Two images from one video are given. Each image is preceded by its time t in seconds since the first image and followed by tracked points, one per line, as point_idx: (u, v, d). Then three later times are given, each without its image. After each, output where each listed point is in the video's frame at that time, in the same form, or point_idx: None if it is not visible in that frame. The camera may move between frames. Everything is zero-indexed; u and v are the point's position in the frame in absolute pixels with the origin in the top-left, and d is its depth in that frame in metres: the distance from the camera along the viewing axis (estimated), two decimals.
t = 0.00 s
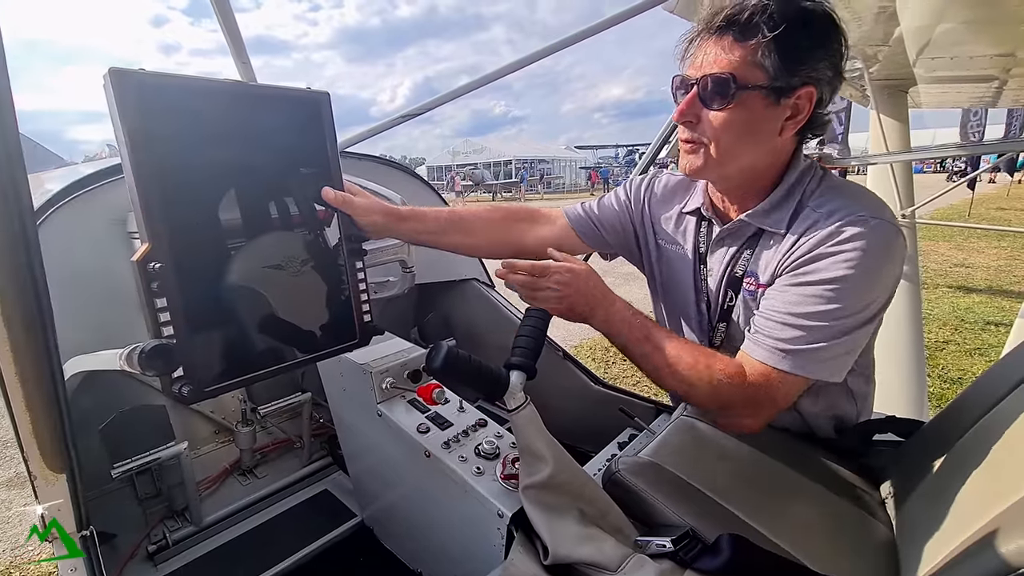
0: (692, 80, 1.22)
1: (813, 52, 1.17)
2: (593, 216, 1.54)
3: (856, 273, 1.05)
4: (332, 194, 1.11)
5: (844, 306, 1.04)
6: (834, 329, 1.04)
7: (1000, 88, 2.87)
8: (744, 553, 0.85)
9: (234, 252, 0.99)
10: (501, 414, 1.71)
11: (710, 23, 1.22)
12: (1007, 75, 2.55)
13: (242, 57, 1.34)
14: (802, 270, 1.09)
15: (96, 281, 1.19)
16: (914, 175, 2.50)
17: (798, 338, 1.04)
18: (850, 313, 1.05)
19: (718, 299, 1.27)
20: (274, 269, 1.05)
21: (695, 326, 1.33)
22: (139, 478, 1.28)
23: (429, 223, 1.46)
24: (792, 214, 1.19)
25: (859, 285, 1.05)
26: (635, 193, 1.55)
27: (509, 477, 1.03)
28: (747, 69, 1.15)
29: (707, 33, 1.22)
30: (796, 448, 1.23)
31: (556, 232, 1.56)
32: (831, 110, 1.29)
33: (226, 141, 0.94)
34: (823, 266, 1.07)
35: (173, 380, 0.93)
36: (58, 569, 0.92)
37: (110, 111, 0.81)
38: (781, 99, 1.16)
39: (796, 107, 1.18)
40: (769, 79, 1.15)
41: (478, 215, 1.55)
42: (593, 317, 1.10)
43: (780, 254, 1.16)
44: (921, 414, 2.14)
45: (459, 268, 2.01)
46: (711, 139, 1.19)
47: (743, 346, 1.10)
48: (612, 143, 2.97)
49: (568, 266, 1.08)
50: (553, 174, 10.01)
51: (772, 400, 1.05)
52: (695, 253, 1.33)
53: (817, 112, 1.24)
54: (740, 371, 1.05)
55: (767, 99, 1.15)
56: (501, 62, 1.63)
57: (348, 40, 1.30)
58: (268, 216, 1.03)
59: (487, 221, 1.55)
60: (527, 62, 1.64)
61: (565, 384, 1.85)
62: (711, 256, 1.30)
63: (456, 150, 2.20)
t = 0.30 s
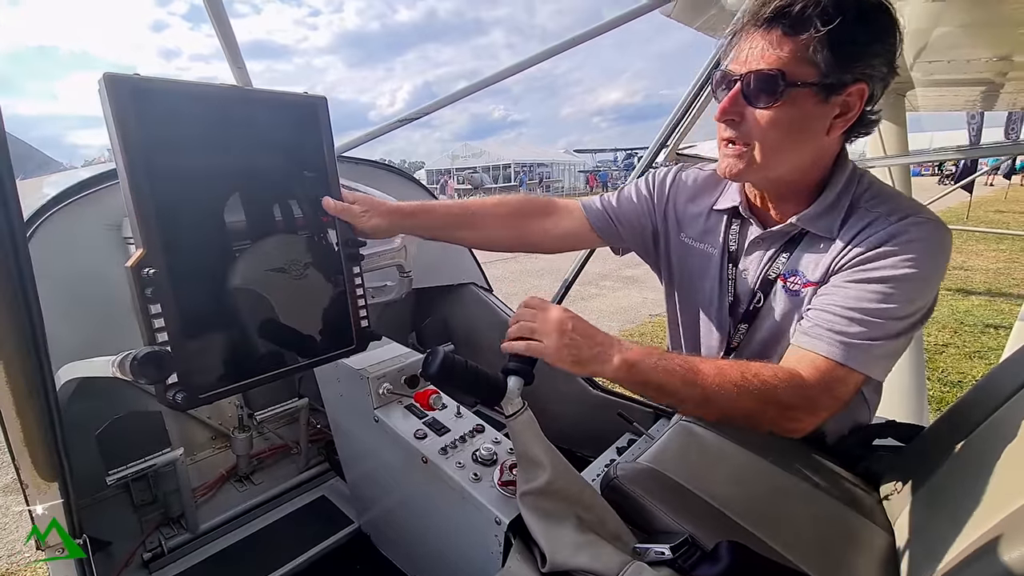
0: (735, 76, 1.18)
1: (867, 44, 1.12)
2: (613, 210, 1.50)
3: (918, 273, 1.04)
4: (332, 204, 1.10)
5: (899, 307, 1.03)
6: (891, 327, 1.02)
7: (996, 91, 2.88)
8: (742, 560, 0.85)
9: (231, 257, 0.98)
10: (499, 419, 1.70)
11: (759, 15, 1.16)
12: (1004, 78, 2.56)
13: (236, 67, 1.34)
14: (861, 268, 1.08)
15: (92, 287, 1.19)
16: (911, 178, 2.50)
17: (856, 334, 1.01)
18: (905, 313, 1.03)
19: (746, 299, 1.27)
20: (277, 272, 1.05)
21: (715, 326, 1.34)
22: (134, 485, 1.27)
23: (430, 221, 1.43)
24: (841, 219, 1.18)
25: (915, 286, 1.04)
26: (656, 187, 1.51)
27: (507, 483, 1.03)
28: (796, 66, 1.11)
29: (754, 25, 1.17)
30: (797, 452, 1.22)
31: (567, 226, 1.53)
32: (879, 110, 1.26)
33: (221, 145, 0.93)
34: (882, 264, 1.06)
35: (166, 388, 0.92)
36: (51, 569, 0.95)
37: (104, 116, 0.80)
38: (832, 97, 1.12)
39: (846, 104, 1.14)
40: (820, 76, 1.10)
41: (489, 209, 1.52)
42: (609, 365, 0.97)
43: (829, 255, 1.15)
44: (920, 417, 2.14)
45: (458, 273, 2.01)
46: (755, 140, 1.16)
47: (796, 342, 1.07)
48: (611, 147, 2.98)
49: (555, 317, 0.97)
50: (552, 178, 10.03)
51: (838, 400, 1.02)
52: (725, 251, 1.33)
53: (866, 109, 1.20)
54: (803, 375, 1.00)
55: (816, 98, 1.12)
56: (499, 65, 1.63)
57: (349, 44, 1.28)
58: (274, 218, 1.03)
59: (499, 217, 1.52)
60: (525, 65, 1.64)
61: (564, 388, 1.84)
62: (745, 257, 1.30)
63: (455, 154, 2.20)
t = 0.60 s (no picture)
0: (763, 86, 1.19)
1: (900, 62, 1.14)
2: (626, 218, 1.52)
3: (925, 298, 1.05)
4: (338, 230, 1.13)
5: (900, 329, 1.04)
6: (889, 349, 1.04)
7: (990, 97, 2.91)
8: (741, 565, 0.85)
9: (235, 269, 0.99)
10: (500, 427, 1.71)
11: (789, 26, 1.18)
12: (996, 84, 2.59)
13: (243, 80, 1.37)
14: (868, 289, 1.09)
15: (98, 299, 1.20)
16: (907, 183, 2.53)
17: (854, 352, 1.03)
18: (907, 335, 1.05)
19: (753, 310, 1.29)
20: (275, 281, 1.07)
21: (718, 336, 1.35)
22: (138, 495, 1.28)
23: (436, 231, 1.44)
24: (859, 235, 1.19)
25: (920, 310, 1.05)
26: (670, 195, 1.53)
27: (508, 491, 1.04)
28: (828, 78, 1.12)
29: (785, 36, 1.19)
30: (794, 458, 1.24)
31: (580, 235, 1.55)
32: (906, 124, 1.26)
33: (227, 161, 0.95)
34: (886, 287, 1.07)
35: (174, 399, 0.93)
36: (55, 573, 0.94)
37: (116, 135, 0.82)
38: (862, 111, 1.14)
39: (875, 119, 1.16)
40: (851, 90, 1.12)
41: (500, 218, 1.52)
42: (592, 375, 0.99)
43: (841, 271, 1.17)
44: (918, 422, 2.15)
45: (458, 281, 2.03)
46: (779, 150, 1.18)
47: (787, 350, 1.10)
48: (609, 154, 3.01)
49: (539, 327, 0.99)
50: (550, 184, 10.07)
51: (817, 409, 1.05)
52: (738, 262, 1.35)
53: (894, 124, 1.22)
54: (778, 386, 1.04)
55: (847, 111, 1.13)
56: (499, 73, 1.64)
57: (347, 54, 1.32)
58: (271, 227, 1.04)
59: (510, 226, 1.52)
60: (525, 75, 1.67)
61: (564, 395, 1.86)
62: (757, 269, 1.32)
63: (454, 162, 2.23)
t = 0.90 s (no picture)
0: (726, 108, 1.23)
1: (857, 76, 1.17)
2: (614, 230, 1.54)
3: (902, 305, 1.07)
4: (341, 243, 1.14)
5: (879, 337, 1.06)
6: (870, 357, 1.06)
7: (982, 103, 2.95)
8: (741, 571, 0.86)
9: (240, 282, 1.01)
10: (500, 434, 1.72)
11: (748, 48, 1.22)
12: (988, 91, 2.63)
13: (248, 95, 1.30)
14: (846, 297, 1.11)
15: (105, 312, 1.22)
16: (901, 189, 2.55)
17: (838, 363, 1.05)
18: (886, 343, 1.06)
19: (738, 320, 1.31)
20: (294, 288, 1.10)
21: (708, 346, 1.37)
22: (142, 506, 1.28)
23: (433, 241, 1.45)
24: (835, 242, 1.21)
25: (896, 316, 1.07)
26: (658, 208, 1.56)
27: (509, 498, 1.05)
28: (787, 96, 1.15)
29: (743, 58, 1.22)
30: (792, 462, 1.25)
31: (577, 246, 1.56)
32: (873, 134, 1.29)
33: (227, 178, 0.97)
34: (862, 295, 1.09)
35: (175, 412, 0.94)
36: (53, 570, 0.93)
37: (118, 152, 0.83)
38: (823, 126, 1.16)
39: (837, 132, 1.18)
40: (810, 107, 1.14)
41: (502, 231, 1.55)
42: (591, 386, 1.00)
43: (818, 281, 1.18)
44: (916, 425, 2.17)
45: (458, 290, 2.04)
46: (747, 168, 1.21)
47: (775, 366, 1.11)
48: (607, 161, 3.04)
49: (539, 337, 1.00)
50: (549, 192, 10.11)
51: (809, 422, 1.06)
52: (721, 273, 1.36)
53: (858, 136, 1.23)
54: (772, 400, 1.05)
55: (808, 127, 1.15)
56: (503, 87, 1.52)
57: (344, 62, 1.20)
58: (291, 234, 1.08)
59: (509, 237, 1.55)
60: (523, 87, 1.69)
61: (564, 402, 1.87)
62: (739, 279, 1.33)
63: (454, 171, 2.25)
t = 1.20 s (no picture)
0: (726, 111, 1.24)
1: (853, 78, 1.18)
2: (625, 216, 1.55)
3: (900, 303, 1.08)
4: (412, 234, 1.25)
5: (876, 333, 1.06)
6: (869, 352, 1.06)
7: (972, 109, 2.98)
8: None
9: (236, 292, 1.02)
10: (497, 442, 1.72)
11: (746, 54, 1.25)
12: (977, 98, 2.66)
13: (243, 105, 1.31)
14: (844, 294, 1.12)
15: (101, 322, 1.22)
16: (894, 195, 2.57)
17: (835, 356, 1.06)
18: (885, 337, 1.07)
19: (738, 318, 1.31)
20: (289, 296, 1.10)
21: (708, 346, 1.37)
22: (136, 516, 1.27)
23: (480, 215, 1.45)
24: (835, 244, 1.21)
25: (893, 313, 1.07)
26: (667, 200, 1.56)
27: (506, 507, 1.04)
28: (785, 98, 1.16)
29: (742, 63, 1.25)
30: (787, 467, 1.26)
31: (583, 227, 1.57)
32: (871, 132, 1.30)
33: (224, 187, 0.97)
34: (861, 291, 1.09)
35: (170, 423, 0.94)
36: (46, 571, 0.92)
37: (115, 162, 0.84)
38: (821, 126, 1.17)
39: (836, 132, 1.19)
40: (808, 108, 1.15)
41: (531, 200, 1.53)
42: (588, 392, 1.00)
43: (820, 279, 1.19)
44: (911, 431, 2.17)
45: (454, 298, 2.05)
46: (747, 168, 1.22)
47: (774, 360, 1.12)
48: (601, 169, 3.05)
49: (533, 347, 1.00)
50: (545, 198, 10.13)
51: (806, 413, 1.09)
52: (721, 270, 1.38)
53: (858, 135, 1.24)
54: (770, 393, 1.07)
55: (806, 128, 1.17)
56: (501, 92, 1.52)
57: (342, 68, 1.19)
58: (286, 243, 1.09)
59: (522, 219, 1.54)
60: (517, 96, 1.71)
61: (560, 408, 1.87)
62: (740, 276, 1.34)
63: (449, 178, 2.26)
